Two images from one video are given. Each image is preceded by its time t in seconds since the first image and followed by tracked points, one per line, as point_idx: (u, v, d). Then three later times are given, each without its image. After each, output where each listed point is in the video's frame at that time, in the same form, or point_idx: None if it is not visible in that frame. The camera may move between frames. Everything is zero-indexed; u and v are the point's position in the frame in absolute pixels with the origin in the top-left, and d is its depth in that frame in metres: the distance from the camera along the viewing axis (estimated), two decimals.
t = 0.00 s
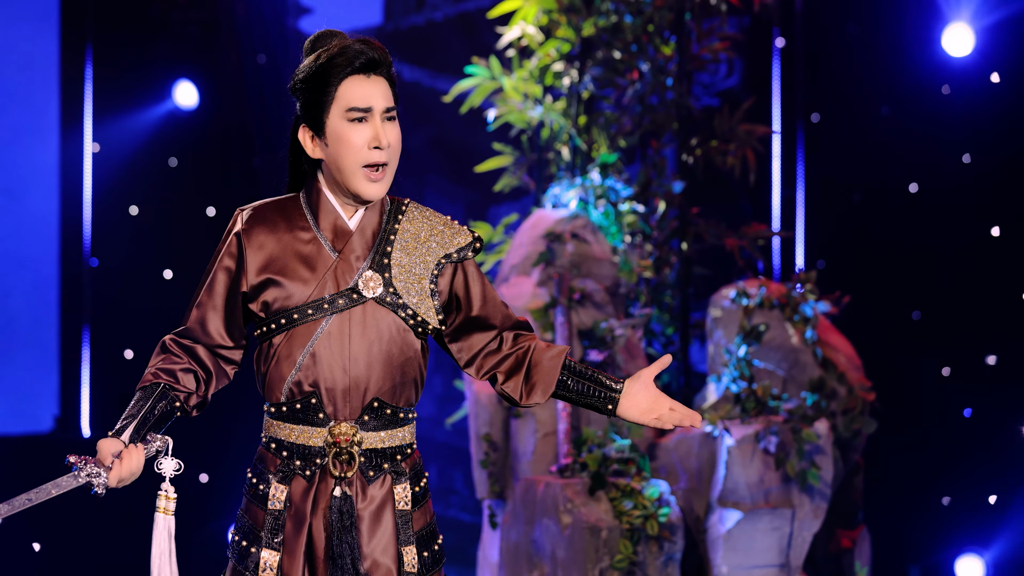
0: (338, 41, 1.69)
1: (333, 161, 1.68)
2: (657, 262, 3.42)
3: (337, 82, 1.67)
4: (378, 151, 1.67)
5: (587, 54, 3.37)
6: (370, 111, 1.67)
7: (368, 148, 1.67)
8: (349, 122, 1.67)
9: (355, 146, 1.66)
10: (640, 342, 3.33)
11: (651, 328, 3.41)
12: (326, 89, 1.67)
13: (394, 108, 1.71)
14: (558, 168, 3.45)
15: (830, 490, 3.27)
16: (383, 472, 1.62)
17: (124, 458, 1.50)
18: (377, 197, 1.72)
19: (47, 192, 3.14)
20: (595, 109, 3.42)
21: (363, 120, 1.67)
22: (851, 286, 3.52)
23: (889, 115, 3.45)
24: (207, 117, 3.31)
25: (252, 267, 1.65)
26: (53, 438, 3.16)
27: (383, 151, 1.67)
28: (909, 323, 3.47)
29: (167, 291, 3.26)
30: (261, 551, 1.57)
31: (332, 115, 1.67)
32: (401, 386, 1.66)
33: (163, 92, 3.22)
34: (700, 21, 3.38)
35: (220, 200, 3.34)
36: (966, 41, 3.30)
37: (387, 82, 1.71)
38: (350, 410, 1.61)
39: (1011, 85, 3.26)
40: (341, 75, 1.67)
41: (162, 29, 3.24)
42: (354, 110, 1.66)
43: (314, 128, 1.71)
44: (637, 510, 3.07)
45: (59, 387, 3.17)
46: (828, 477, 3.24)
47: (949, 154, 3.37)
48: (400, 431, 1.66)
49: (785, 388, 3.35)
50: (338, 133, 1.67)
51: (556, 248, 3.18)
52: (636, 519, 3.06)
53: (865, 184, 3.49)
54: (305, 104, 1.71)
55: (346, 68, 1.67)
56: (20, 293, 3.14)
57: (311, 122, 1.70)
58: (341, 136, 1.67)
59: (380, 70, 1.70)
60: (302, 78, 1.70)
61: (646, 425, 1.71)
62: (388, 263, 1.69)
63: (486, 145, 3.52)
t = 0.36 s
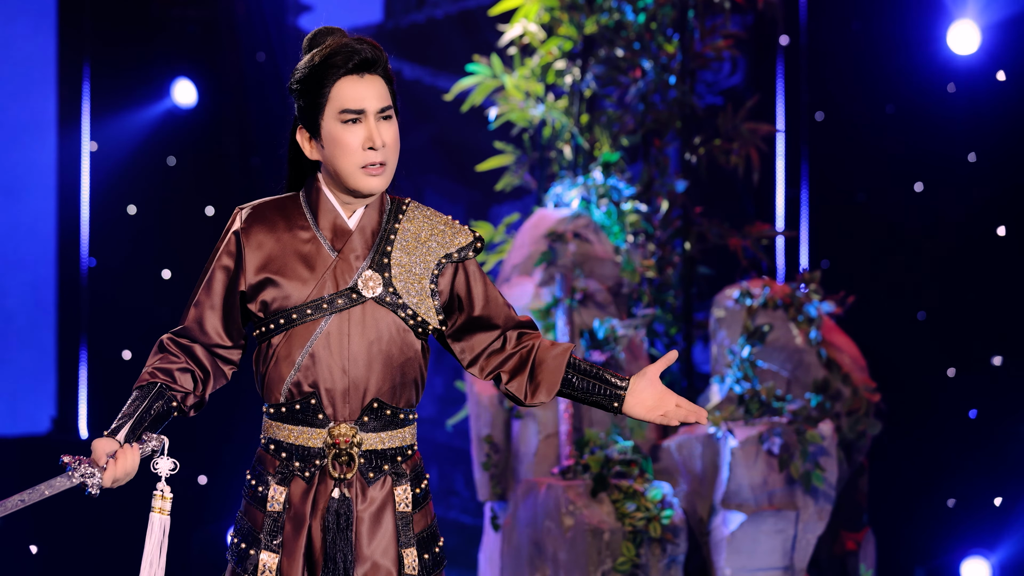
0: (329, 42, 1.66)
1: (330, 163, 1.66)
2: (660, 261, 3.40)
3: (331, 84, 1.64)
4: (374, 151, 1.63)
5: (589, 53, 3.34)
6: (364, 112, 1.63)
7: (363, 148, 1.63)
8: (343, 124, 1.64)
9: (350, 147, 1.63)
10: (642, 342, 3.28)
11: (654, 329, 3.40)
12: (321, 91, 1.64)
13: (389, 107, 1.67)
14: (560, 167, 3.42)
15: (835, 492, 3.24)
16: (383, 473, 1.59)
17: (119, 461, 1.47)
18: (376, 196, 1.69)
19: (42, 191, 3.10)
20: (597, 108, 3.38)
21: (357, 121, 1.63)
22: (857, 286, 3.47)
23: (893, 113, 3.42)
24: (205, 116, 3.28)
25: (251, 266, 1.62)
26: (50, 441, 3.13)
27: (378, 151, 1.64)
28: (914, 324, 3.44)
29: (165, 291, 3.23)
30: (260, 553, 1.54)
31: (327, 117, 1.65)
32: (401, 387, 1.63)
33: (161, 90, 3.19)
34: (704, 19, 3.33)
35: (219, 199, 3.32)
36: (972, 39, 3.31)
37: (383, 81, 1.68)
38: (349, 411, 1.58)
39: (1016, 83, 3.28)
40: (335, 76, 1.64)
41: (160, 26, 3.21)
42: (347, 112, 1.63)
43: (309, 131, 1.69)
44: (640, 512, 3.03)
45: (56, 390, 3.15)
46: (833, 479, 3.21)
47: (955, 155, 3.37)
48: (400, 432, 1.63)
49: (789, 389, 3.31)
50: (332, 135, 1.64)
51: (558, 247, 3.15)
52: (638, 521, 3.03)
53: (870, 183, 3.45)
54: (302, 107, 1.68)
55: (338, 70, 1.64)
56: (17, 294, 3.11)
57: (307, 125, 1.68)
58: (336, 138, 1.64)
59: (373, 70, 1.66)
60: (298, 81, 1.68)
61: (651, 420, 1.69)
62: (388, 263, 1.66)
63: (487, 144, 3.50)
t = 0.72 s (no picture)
0: (323, 40, 1.63)
1: (330, 162, 1.62)
2: (663, 261, 3.38)
3: (327, 83, 1.60)
4: (374, 148, 1.60)
5: (591, 50, 3.31)
6: (361, 109, 1.60)
7: (363, 146, 1.60)
8: (341, 122, 1.60)
9: (350, 145, 1.60)
10: (645, 343, 3.23)
11: (656, 328, 3.34)
12: (317, 91, 1.61)
13: (387, 102, 1.64)
14: (562, 166, 3.39)
15: (839, 494, 3.21)
16: (383, 475, 1.56)
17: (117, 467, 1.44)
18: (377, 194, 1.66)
19: (39, 189, 3.06)
20: (600, 106, 3.35)
21: (355, 119, 1.60)
22: (862, 287, 3.42)
23: (898, 112, 3.38)
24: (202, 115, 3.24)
25: (250, 266, 1.59)
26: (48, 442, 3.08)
27: (378, 147, 1.60)
28: (920, 324, 3.40)
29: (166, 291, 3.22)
30: (259, 556, 1.51)
31: (325, 116, 1.61)
32: (401, 388, 1.59)
33: (160, 88, 3.16)
34: (707, 16, 3.33)
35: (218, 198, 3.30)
36: (979, 37, 3.32)
37: (379, 76, 1.64)
38: (348, 413, 1.55)
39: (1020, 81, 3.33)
40: (330, 75, 1.60)
41: (158, 24, 3.18)
42: (345, 110, 1.60)
43: (309, 133, 1.65)
44: (643, 514, 3.01)
45: (53, 391, 3.10)
46: (837, 481, 3.18)
47: (961, 152, 3.37)
48: (400, 434, 1.60)
49: (793, 389, 3.28)
50: (331, 134, 1.61)
51: (559, 247, 3.11)
52: (641, 523, 3.01)
53: (875, 183, 3.41)
54: (299, 109, 1.65)
55: (333, 68, 1.60)
56: (14, 293, 3.06)
57: (305, 125, 1.65)
58: (335, 136, 1.61)
59: (369, 66, 1.63)
60: (294, 82, 1.64)
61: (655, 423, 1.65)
62: (387, 263, 1.63)
63: (488, 143, 3.44)
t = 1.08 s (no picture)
0: (326, 36, 1.60)
1: (329, 159, 1.59)
2: (665, 261, 3.33)
3: (328, 78, 1.58)
4: (375, 145, 1.57)
5: (593, 49, 3.25)
6: (363, 105, 1.57)
7: (363, 142, 1.57)
8: (342, 119, 1.57)
9: (350, 141, 1.57)
10: (646, 344, 3.20)
11: (660, 329, 3.33)
12: (318, 86, 1.58)
13: (388, 99, 1.61)
14: (565, 165, 3.35)
15: (844, 497, 3.18)
16: (382, 478, 1.53)
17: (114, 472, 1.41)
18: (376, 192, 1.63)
19: (36, 186, 3.01)
20: (602, 105, 3.30)
21: (356, 115, 1.57)
22: (866, 286, 3.40)
23: (903, 110, 3.36)
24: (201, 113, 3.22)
25: (247, 267, 1.56)
26: (45, 444, 3.03)
27: (379, 144, 1.57)
28: (924, 325, 3.37)
29: (157, 290, 3.15)
30: (257, 559, 1.48)
31: (325, 112, 1.58)
32: (401, 390, 1.56)
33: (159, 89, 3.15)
34: (711, 14, 3.28)
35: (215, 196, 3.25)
36: (984, 35, 3.26)
37: (381, 73, 1.61)
38: (347, 415, 1.52)
39: None
40: (331, 71, 1.58)
41: (156, 21, 3.15)
42: (346, 106, 1.57)
43: (309, 129, 1.61)
44: (645, 516, 3.00)
45: (50, 391, 3.05)
46: (842, 484, 3.15)
47: (966, 153, 3.32)
48: (399, 436, 1.56)
49: (798, 391, 3.29)
50: (331, 130, 1.58)
51: (562, 247, 3.08)
52: (644, 526, 2.99)
53: (879, 181, 3.38)
54: (299, 104, 1.62)
55: (335, 64, 1.57)
56: (12, 292, 3.00)
57: (305, 122, 1.62)
58: (335, 133, 1.58)
59: (371, 63, 1.60)
60: (295, 77, 1.62)
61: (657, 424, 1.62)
62: (387, 264, 1.60)
63: (490, 142, 3.44)
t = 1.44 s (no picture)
0: (326, 35, 1.58)
1: (328, 158, 1.57)
2: (668, 261, 3.30)
3: (328, 76, 1.55)
4: (374, 144, 1.55)
5: (596, 47, 3.21)
6: (364, 104, 1.55)
7: (363, 141, 1.55)
8: (342, 117, 1.55)
9: (350, 140, 1.54)
10: (649, 345, 3.19)
11: (661, 329, 3.31)
12: (318, 85, 1.56)
13: (389, 98, 1.59)
14: (567, 165, 3.30)
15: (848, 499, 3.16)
16: (382, 480, 1.50)
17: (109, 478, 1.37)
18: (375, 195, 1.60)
19: (34, 187, 3.09)
20: (604, 103, 3.26)
21: (356, 113, 1.55)
22: (871, 287, 3.37)
23: (908, 109, 3.31)
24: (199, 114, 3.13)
25: (245, 268, 1.53)
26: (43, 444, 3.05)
27: (379, 143, 1.55)
28: (929, 326, 3.32)
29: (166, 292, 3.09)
30: (256, 562, 1.45)
31: (324, 111, 1.56)
32: (401, 391, 1.53)
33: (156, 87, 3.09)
34: (714, 13, 3.24)
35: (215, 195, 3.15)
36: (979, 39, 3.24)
37: (382, 72, 1.59)
38: (347, 417, 1.49)
39: None
40: (331, 69, 1.55)
41: (152, 18, 3.08)
42: (346, 104, 1.54)
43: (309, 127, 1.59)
44: (648, 519, 2.97)
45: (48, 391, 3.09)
46: (846, 486, 3.13)
47: (971, 151, 3.28)
48: (400, 438, 1.53)
49: (801, 393, 3.24)
50: (331, 128, 1.55)
51: (564, 247, 3.06)
52: (646, 529, 2.97)
53: (884, 181, 3.35)
54: (298, 103, 1.59)
55: (335, 61, 1.55)
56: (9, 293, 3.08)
57: (304, 120, 1.59)
58: (335, 131, 1.55)
59: (372, 62, 1.58)
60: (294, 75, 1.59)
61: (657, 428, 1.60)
62: (387, 264, 1.57)
63: (493, 141, 3.41)
